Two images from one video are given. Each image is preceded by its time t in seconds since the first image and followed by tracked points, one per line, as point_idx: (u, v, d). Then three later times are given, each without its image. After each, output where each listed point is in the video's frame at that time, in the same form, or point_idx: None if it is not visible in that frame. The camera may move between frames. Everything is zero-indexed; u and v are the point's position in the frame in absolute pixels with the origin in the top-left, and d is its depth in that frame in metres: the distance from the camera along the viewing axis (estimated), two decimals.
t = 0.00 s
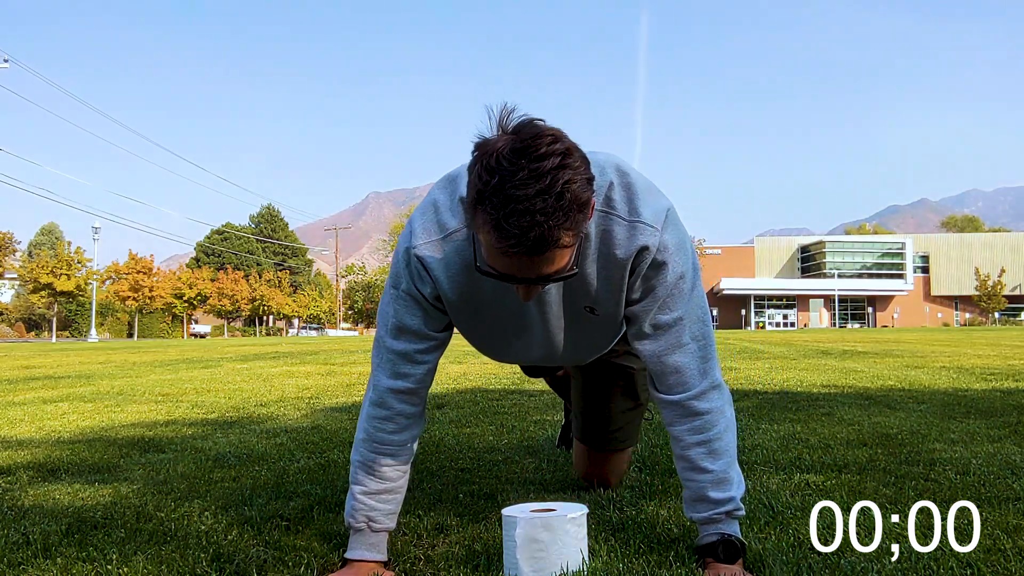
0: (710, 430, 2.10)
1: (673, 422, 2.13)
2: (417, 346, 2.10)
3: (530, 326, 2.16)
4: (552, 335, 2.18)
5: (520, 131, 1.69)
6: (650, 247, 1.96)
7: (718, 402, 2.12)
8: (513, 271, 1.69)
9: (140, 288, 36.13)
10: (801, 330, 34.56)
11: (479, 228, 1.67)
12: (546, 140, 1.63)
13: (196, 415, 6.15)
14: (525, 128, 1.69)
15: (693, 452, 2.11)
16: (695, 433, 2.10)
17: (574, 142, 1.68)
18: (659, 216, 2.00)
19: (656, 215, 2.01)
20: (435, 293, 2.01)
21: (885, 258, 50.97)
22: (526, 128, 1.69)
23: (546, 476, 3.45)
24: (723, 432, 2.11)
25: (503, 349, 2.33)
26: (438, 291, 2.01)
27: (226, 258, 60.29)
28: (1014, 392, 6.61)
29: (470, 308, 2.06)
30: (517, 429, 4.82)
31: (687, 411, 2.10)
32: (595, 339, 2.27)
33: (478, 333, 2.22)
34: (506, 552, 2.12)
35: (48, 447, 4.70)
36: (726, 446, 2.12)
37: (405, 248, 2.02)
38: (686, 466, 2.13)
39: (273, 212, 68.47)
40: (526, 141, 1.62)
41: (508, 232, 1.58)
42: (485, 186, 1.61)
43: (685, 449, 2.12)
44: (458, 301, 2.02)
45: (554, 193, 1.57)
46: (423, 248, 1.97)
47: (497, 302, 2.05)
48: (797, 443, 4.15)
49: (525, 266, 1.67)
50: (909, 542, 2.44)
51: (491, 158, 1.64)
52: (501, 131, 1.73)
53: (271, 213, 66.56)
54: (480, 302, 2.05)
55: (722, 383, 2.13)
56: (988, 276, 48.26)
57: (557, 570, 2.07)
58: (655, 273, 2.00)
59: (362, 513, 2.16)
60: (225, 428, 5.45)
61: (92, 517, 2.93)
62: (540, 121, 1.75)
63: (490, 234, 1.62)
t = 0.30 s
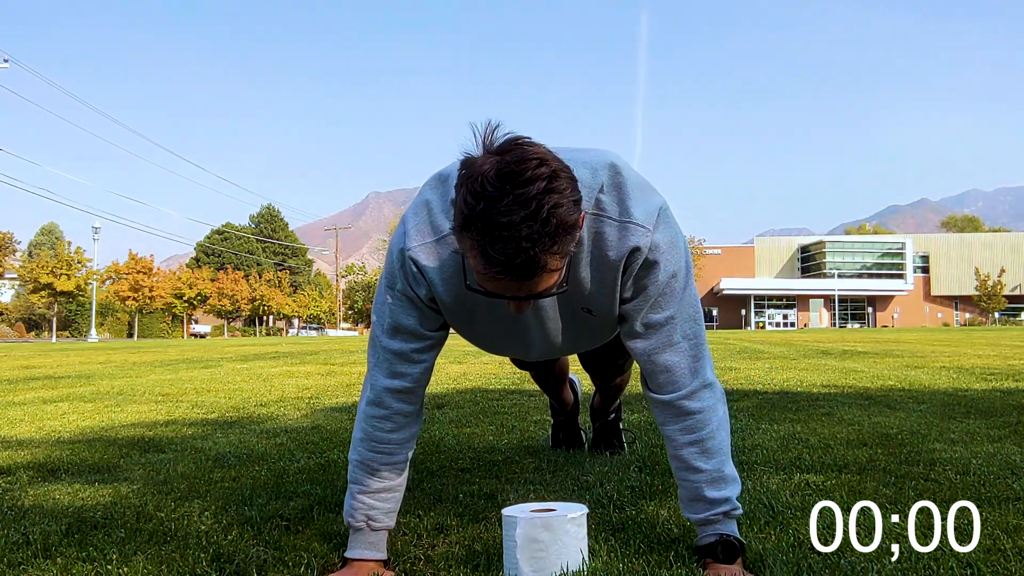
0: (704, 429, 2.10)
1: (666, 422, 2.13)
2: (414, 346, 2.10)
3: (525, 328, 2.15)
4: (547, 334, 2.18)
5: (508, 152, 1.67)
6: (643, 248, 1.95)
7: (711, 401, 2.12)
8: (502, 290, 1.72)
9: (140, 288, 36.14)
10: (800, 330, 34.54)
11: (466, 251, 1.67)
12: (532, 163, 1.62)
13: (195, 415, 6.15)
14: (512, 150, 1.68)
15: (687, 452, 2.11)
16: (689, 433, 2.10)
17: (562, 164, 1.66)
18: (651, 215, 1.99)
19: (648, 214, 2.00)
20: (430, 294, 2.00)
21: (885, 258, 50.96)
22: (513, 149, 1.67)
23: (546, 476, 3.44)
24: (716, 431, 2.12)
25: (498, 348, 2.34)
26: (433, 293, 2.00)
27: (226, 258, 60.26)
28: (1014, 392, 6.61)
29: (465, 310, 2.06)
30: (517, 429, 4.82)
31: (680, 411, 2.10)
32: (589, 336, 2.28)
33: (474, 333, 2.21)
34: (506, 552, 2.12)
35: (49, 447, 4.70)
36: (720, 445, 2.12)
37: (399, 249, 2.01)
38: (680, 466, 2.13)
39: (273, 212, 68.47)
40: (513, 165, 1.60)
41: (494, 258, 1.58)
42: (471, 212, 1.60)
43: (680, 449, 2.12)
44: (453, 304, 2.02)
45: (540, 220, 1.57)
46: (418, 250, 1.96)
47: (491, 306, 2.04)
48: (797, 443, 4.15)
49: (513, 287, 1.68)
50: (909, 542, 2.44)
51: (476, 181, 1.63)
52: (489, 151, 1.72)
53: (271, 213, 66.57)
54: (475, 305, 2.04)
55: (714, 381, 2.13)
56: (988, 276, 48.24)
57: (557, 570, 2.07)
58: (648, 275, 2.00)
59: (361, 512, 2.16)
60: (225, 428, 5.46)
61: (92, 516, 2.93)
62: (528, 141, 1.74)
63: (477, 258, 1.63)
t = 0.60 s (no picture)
0: (710, 428, 2.10)
1: (672, 421, 2.14)
2: (420, 348, 2.10)
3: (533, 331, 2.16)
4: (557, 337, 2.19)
5: (524, 153, 1.68)
6: (653, 248, 1.95)
7: (718, 401, 2.12)
8: (519, 291, 1.72)
9: (140, 288, 36.13)
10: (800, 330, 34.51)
11: (484, 251, 1.67)
12: (548, 163, 1.62)
13: (195, 415, 6.15)
14: (527, 151, 1.68)
15: (693, 451, 2.11)
16: (696, 432, 2.10)
17: (577, 164, 1.67)
18: (660, 216, 2.00)
19: (657, 215, 2.01)
20: (438, 297, 2.01)
21: (885, 258, 50.94)
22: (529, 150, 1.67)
23: (546, 476, 3.44)
24: (723, 431, 2.11)
25: (506, 351, 2.34)
26: (441, 295, 2.01)
27: (226, 258, 60.24)
28: (1014, 392, 6.61)
29: (473, 313, 2.06)
30: (517, 429, 4.82)
31: (687, 410, 2.10)
32: (597, 338, 2.28)
33: (481, 337, 2.22)
34: (506, 552, 2.12)
35: (49, 447, 4.70)
36: (727, 445, 2.12)
37: (408, 251, 2.01)
38: (686, 465, 2.13)
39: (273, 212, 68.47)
40: (530, 166, 1.61)
41: (513, 257, 1.58)
42: (489, 212, 1.60)
43: (686, 448, 2.12)
44: (461, 307, 2.02)
45: (559, 218, 1.57)
46: (427, 252, 1.97)
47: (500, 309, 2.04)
48: (797, 443, 4.14)
49: (530, 286, 1.68)
50: (909, 542, 2.44)
51: (494, 182, 1.63)
52: (504, 153, 1.72)
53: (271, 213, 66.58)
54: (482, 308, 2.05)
55: (722, 382, 2.13)
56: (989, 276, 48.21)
57: (557, 570, 2.07)
58: (657, 275, 2.00)
59: (362, 513, 2.16)
60: (225, 428, 5.45)
61: (92, 516, 2.93)
62: (543, 142, 1.74)
63: (495, 258, 1.62)
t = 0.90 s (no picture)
0: (711, 432, 2.10)
1: (673, 425, 2.14)
2: (418, 361, 2.10)
3: (529, 345, 2.16)
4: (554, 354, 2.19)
5: (518, 151, 1.69)
6: (651, 249, 1.96)
7: (720, 405, 2.12)
8: (502, 291, 1.71)
9: (140, 288, 36.12)
10: (800, 330, 34.48)
11: (471, 247, 1.67)
12: (540, 162, 1.63)
13: (195, 415, 6.15)
14: (521, 149, 1.69)
15: (693, 455, 2.11)
16: (697, 436, 2.10)
17: (570, 165, 1.68)
18: (658, 219, 2.01)
19: (656, 218, 2.02)
20: (434, 310, 2.02)
21: (885, 258, 50.95)
22: (522, 149, 1.68)
23: (546, 476, 3.44)
24: (723, 435, 2.11)
25: (505, 368, 2.34)
26: (436, 310, 2.02)
27: (226, 258, 60.22)
28: (1014, 392, 6.61)
29: (469, 329, 2.06)
30: (517, 429, 4.82)
31: (689, 416, 2.10)
32: (595, 350, 2.28)
33: (479, 353, 2.22)
34: (506, 552, 2.12)
35: (49, 447, 4.70)
36: (728, 449, 2.11)
37: (406, 266, 2.04)
38: (687, 469, 2.14)
39: (273, 212, 68.48)
40: (521, 163, 1.62)
41: (497, 252, 1.57)
42: (477, 206, 1.61)
43: (685, 451, 2.12)
44: (456, 322, 2.02)
45: (544, 217, 1.56)
46: (424, 266, 1.99)
47: (496, 323, 2.05)
48: (797, 443, 4.15)
49: (514, 285, 1.67)
50: (909, 542, 2.44)
51: (485, 178, 1.64)
52: (500, 151, 1.74)
53: (271, 213, 66.58)
54: (478, 323, 2.05)
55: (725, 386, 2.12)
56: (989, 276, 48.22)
57: (557, 570, 2.08)
58: (654, 278, 2.01)
59: (364, 514, 2.16)
60: (225, 428, 5.45)
61: (92, 516, 2.93)
62: (538, 142, 1.75)
63: (481, 253, 1.62)
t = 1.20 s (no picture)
0: (713, 430, 2.10)
1: (675, 423, 2.13)
2: (417, 352, 2.09)
3: (530, 318, 2.21)
4: (555, 330, 2.22)
5: (530, 97, 1.69)
6: (664, 239, 1.97)
7: (722, 404, 2.12)
8: (521, 243, 1.70)
9: (140, 288, 36.14)
10: (800, 330, 34.48)
11: (488, 198, 1.66)
12: (557, 105, 1.63)
13: (195, 415, 6.15)
14: (534, 94, 1.69)
15: (695, 453, 2.11)
16: (699, 435, 2.10)
17: (584, 108, 1.68)
18: (672, 210, 2.01)
19: (669, 209, 2.02)
20: (434, 292, 2.04)
21: (885, 258, 50.96)
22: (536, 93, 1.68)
23: (546, 476, 3.44)
24: (726, 433, 2.11)
25: (502, 344, 2.37)
26: (437, 290, 2.04)
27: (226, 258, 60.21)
28: (1014, 392, 6.61)
29: (471, 301, 2.11)
30: (517, 429, 4.82)
31: (690, 413, 2.10)
32: (593, 332, 2.32)
33: (478, 330, 2.25)
34: (506, 552, 2.12)
35: (49, 447, 4.70)
36: (729, 447, 2.12)
37: (404, 248, 2.05)
38: (688, 468, 2.13)
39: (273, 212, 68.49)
40: (536, 106, 1.62)
41: (518, 198, 1.57)
42: (494, 153, 1.60)
43: (687, 450, 2.12)
44: (458, 297, 2.07)
45: (565, 158, 1.56)
46: (424, 246, 2.00)
47: (498, 291, 2.10)
48: (797, 443, 4.15)
49: (535, 236, 1.66)
50: (909, 542, 2.44)
51: (500, 124, 1.64)
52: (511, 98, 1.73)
53: (271, 213, 66.62)
54: (480, 294, 2.10)
55: (727, 385, 2.13)
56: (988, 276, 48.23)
57: (556, 571, 2.07)
58: (664, 268, 2.01)
59: (361, 518, 2.16)
60: (225, 428, 5.45)
61: (92, 517, 2.93)
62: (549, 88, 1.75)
63: (499, 202, 1.61)
